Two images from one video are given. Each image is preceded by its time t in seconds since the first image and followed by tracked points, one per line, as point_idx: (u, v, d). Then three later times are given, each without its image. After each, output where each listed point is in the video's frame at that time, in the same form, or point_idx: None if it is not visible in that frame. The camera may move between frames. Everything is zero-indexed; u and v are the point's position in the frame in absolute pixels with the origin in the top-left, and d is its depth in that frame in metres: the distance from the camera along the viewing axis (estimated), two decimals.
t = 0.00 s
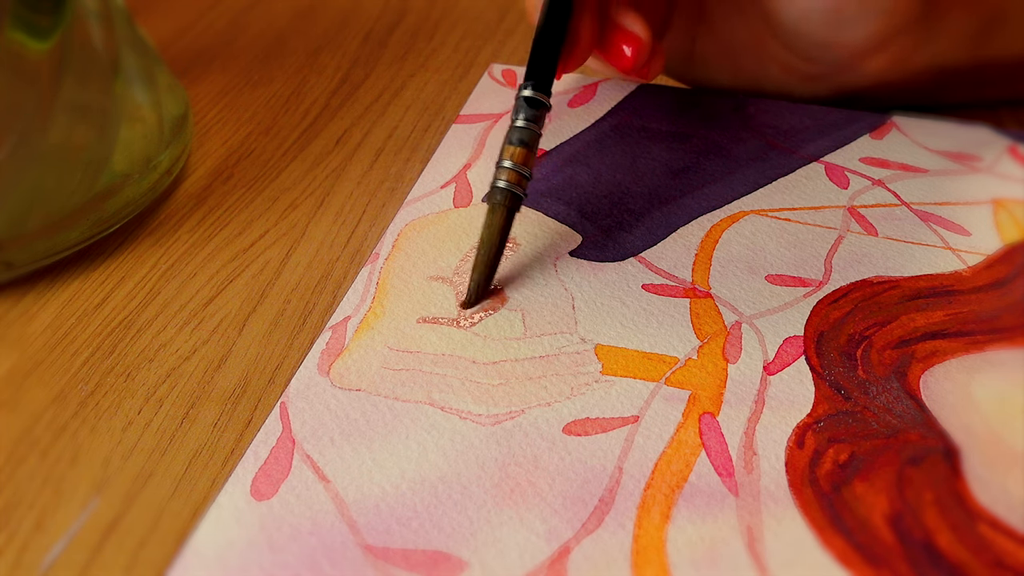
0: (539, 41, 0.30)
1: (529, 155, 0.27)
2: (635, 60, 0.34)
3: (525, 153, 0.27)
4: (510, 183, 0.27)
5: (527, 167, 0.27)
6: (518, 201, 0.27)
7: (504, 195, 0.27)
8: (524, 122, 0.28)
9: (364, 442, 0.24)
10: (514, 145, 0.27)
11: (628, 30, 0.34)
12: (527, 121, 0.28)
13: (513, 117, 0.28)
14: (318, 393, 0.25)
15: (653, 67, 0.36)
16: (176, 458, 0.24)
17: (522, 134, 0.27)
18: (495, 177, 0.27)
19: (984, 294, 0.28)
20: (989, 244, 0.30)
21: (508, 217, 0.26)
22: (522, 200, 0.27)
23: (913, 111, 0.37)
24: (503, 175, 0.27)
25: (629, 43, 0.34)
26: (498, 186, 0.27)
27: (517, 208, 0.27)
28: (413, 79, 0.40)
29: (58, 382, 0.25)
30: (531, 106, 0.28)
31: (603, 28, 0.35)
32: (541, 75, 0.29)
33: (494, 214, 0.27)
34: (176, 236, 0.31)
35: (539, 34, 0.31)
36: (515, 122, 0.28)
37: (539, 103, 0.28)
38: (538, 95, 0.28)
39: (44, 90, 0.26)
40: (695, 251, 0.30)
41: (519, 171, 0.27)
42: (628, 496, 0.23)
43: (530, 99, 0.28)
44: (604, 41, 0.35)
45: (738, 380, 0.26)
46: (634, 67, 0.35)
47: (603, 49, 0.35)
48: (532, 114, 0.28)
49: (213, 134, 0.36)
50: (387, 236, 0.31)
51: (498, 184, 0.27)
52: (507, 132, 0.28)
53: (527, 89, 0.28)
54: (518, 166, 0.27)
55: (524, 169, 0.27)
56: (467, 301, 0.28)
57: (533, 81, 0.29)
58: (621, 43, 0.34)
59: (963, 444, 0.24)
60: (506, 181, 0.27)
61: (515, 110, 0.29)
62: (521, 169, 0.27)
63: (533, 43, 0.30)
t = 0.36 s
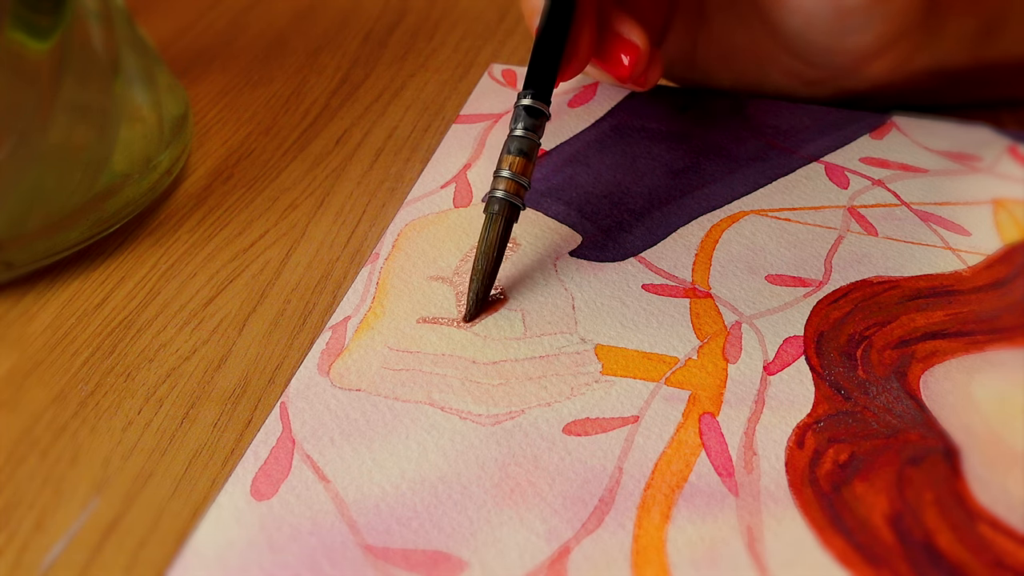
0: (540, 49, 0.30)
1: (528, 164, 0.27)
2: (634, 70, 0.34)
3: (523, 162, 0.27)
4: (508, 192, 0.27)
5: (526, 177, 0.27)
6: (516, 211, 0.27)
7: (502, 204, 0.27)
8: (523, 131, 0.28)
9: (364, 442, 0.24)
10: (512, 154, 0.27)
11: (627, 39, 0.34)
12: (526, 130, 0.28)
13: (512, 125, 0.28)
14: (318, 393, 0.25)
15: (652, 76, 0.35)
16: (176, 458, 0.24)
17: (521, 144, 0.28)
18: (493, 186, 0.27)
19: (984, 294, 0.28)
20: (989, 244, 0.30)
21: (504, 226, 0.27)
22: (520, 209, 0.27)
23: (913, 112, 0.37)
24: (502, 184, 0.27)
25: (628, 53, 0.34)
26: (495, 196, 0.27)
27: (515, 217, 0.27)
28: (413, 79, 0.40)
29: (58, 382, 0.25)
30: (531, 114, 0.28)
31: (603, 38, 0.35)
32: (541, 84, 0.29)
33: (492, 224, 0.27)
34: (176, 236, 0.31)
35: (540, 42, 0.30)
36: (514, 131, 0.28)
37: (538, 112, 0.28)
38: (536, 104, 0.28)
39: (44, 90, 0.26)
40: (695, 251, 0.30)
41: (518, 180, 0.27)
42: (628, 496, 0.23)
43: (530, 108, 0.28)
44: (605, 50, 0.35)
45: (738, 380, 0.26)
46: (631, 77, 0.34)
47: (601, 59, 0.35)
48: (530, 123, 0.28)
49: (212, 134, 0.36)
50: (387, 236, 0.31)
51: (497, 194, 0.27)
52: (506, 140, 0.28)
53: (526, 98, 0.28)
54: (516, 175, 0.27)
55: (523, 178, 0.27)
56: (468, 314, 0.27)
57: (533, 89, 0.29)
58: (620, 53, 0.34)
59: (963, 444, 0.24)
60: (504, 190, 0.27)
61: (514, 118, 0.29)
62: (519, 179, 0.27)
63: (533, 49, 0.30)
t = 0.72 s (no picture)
0: (556, 33, 0.30)
1: (546, 146, 0.29)
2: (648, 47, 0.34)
3: (542, 145, 0.29)
4: (527, 174, 0.28)
5: (544, 158, 0.29)
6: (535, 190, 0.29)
7: (524, 185, 0.28)
8: (540, 115, 0.29)
9: (365, 441, 0.24)
10: (531, 138, 0.29)
11: (639, 19, 0.34)
12: (542, 113, 0.29)
13: (530, 109, 0.30)
14: (318, 393, 0.25)
15: (663, 54, 0.36)
16: (176, 458, 0.24)
17: (539, 128, 0.29)
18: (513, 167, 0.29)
19: (984, 294, 0.28)
20: (989, 244, 0.30)
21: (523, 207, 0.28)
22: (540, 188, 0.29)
23: (913, 112, 0.37)
24: (522, 166, 0.29)
25: (641, 32, 0.34)
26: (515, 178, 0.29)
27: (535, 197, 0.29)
28: (413, 78, 0.40)
29: (58, 383, 0.25)
30: (546, 99, 0.29)
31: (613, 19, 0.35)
32: (557, 65, 0.30)
33: (513, 205, 0.28)
34: (176, 236, 0.31)
35: (556, 27, 0.31)
36: (531, 115, 0.29)
37: (554, 95, 0.30)
38: (552, 88, 0.29)
39: (44, 90, 0.26)
40: (695, 251, 0.30)
41: (537, 162, 0.29)
42: (628, 496, 0.23)
43: (546, 93, 0.29)
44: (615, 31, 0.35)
45: (738, 380, 0.26)
46: (645, 55, 0.35)
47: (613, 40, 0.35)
48: (546, 107, 0.29)
49: (212, 135, 0.36)
50: (387, 235, 0.31)
51: (518, 176, 0.28)
52: (524, 124, 0.29)
53: (541, 83, 0.30)
54: (535, 157, 0.29)
55: (541, 159, 0.29)
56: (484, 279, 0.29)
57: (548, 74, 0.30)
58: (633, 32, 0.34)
59: (963, 444, 0.24)
60: (525, 172, 0.28)
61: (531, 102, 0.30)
62: (538, 161, 0.29)
63: (548, 35, 0.31)
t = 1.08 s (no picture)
0: (580, 86, 0.36)
1: (583, 179, 0.33)
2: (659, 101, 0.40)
3: (580, 178, 0.32)
4: (572, 204, 0.32)
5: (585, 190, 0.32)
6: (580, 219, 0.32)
7: (569, 216, 0.31)
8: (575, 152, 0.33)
9: (384, 420, 0.27)
10: (570, 172, 0.33)
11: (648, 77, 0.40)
12: (577, 151, 0.33)
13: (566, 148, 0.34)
14: (343, 378, 0.29)
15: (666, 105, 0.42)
16: (222, 434, 0.27)
17: (575, 163, 0.33)
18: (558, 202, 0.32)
19: (919, 293, 0.32)
20: (923, 250, 0.34)
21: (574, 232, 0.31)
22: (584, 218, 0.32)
23: (863, 137, 0.43)
24: (565, 199, 0.32)
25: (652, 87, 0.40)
26: (564, 209, 0.32)
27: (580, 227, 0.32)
28: (426, 107, 0.45)
29: (121, 369, 0.29)
30: (579, 138, 0.34)
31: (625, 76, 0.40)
32: (585, 112, 0.35)
33: (560, 234, 0.31)
34: (222, 244, 0.35)
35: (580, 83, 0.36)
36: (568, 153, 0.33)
37: (585, 136, 0.34)
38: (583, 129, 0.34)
39: (107, 115, 0.32)
40: (671, 256, 0.34)
41: (579, 193, 0.32)
42: (612, 466, 0.26)
43: (578, 134, 0.34)
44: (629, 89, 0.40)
45: (706, 367, 0.30)
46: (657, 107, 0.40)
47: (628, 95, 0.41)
48: (580, 145, 0.34)
49: (252, 156, 0.41)
50: (404, 243, 0.35)
51: (563, 207, 0.32)
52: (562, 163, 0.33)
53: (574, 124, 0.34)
54: (577, 189, 0.32)
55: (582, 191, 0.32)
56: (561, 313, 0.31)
57: (578, 117, 0.34)
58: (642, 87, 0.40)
59: (902, 423, 0.28)
60: (569, 202, 0.32)
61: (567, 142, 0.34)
62: (581, 192, 0.32)
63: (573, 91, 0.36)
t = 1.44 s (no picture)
0: (580, 62, 0.36)
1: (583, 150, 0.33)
2: (658, 80, 0.40)
3: (580, 148, 0.33)
4: (572, 173, 0.32)
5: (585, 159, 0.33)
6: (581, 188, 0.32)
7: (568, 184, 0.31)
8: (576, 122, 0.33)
9: (384, 420, 0.27)
10: (570, 142, 0.33)
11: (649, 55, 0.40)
12: (578, 122, 0.33)
13: (567, 120, 0.34)
14: (343, 377, 0.29)
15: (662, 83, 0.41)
16: (222, 434, 0.27)
17: (576, 133, 0.33)
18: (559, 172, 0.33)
19: (919, 292, 0.32)
20: (923, 250, 0.34)
21: (575, 201, 0.31)
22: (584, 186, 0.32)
23: (863, 137, 0.43)
24: (565, 169, 0.32)
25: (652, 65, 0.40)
26: (566, 177, 0.32)
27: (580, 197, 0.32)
28: (426, 107, 0.45)
29: (121, 369, 0.29)
30: (580, 111, 0.34)
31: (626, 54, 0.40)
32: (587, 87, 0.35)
33: (559, 203, 0.31)
34: (222, 244, 0.35)
35: (580, 59, 0.36)
36: (569, 124, 0.33)
37: (586, 109, 0.34)
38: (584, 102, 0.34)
39: (107, 114, 0.32)
40: (671, 256, 0.34)
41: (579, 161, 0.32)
42: (612, 467, 0.26)
43: (579, 106, 0.34)
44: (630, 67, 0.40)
45: (706, 367, 0.30)
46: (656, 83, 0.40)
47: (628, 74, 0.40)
48: (582, 117, 0.34)
49: (252, 156, 0.41)
50: (404, 243, 0.35)
51: (563, 175, 0.32)
52: (563, 132, 0.33)
53: (575, 97, 0.34)
54: (577, 158, 0.32)
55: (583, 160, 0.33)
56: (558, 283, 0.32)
57: (579, 90, 0.35)
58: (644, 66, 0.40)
59: (902, 423, 0.28)
60: (569, 170, 0.32)
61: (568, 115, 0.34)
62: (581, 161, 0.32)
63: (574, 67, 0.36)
